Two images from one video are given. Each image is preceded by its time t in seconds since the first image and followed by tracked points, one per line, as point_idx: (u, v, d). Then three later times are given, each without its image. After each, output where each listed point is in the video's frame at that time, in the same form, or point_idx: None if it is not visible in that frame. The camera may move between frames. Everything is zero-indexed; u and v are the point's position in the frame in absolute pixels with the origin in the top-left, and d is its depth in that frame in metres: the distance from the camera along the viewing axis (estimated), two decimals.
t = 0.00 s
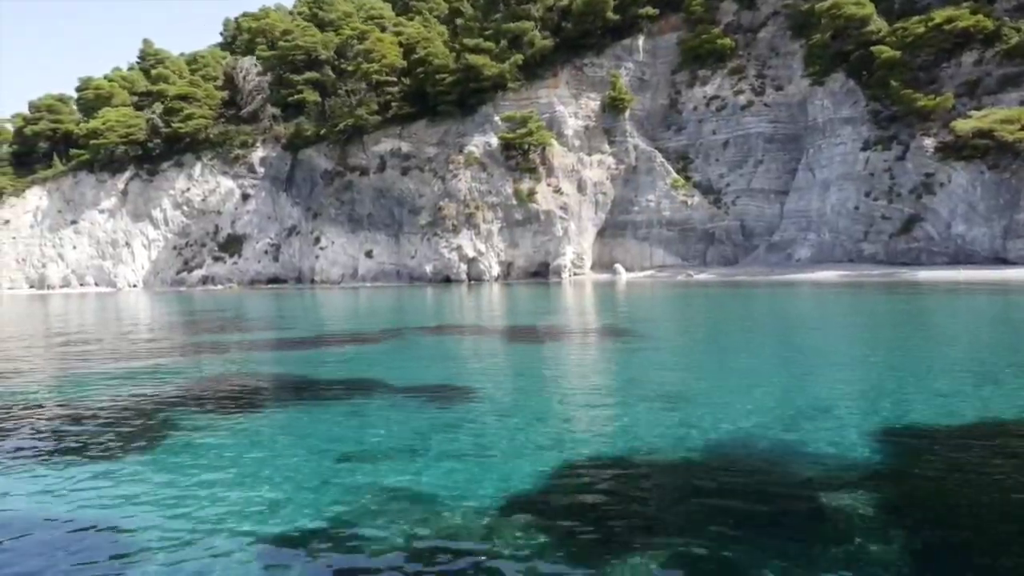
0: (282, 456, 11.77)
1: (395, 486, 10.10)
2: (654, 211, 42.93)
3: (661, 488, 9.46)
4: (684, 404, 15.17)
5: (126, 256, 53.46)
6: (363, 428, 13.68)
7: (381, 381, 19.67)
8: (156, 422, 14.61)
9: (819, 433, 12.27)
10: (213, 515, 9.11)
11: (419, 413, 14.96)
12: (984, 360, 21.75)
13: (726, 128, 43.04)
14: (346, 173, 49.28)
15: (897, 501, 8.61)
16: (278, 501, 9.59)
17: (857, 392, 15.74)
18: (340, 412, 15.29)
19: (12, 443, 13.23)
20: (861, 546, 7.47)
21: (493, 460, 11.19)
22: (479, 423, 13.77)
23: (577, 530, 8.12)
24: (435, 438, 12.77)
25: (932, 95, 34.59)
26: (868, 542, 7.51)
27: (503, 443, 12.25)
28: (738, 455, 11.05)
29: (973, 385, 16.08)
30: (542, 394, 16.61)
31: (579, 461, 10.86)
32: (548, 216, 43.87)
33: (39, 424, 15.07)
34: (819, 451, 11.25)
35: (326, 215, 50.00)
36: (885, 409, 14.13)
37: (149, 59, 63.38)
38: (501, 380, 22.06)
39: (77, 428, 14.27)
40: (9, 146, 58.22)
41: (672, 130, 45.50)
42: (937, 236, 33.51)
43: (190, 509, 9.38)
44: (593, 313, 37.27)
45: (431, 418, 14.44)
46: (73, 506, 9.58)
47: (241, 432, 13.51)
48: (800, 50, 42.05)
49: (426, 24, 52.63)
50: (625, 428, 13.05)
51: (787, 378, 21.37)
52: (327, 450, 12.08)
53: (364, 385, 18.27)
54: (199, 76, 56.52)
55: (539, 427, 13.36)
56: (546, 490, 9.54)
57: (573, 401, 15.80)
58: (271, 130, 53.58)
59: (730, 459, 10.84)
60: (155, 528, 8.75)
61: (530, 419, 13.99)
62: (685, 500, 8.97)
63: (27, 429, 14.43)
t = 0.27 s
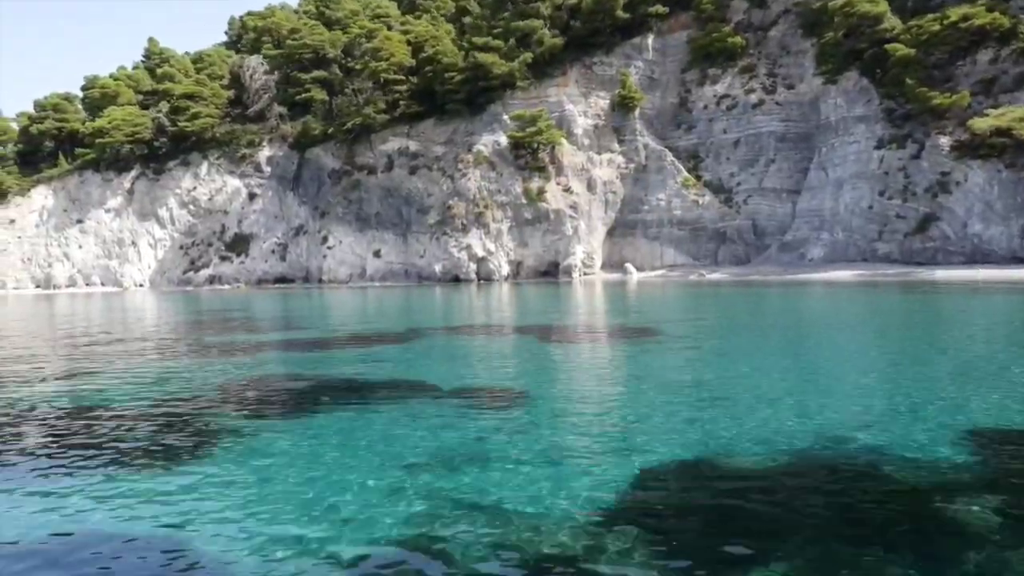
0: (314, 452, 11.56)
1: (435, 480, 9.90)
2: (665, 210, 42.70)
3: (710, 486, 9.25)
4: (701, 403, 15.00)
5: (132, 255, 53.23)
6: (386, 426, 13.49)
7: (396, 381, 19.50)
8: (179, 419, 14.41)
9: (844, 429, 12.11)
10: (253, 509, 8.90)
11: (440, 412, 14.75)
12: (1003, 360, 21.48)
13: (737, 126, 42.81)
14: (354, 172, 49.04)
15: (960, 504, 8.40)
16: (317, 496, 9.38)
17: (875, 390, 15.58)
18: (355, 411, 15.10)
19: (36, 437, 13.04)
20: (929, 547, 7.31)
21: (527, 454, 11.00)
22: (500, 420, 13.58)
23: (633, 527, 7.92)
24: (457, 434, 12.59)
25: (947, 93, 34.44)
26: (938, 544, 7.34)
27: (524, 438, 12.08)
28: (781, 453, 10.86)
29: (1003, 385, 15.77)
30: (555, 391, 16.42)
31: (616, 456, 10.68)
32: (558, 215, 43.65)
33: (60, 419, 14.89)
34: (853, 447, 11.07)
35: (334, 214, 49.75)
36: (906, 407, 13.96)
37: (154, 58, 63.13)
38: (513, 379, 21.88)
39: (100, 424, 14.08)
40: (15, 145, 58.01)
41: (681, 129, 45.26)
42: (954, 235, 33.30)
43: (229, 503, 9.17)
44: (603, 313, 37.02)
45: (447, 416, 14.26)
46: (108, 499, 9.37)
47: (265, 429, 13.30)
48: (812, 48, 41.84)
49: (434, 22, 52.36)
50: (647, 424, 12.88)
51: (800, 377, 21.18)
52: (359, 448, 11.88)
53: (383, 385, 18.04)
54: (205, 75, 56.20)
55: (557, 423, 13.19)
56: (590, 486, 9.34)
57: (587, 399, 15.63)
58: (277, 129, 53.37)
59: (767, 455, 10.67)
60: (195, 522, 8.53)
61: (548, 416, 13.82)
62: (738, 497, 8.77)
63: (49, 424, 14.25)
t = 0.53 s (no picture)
0: (359, 460, 11.33)
1: (492, 495, 9.67)
2: (678, 209, 42.47)
3: (778, 506, 9.01)
4: (730, 403, 14.83)
5: (139, 255, 52.94)
6: (421, 428, 13.27)
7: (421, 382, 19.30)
8: (211, 421, 14.16)
9: (888, 435, 11.95)
10: (311, 528, 8.65)
11: (473, 413, 14.52)
12: None
13: (750, 125, 42.56)
14: (363, 171, 48.74)
15: None
16: (374, 514, 9.13)
17: (907, 391, 15.39)
18: (384, 411, 14.90)
19: (69, 441, 12.80)
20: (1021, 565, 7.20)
21: (577, 464, 10.77)
22: (533, 422, 13.41)
23: (713, 555, 7.69)
24: (492, 438, 12.37)
25: (966, 92, 34.29)
26: None
27: (561, 444, 11.87)
28: (840, 461, 10.70)
29: None
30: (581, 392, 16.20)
31: (671, 470, 10.45)
32: (570, 215, 43.42)
33: (89, 421, 14.64)
34: (906, 455, 10.92)
35: (343, 213, 49.45)
36: (942, 407, 13.83)
37: (160, 57, 62.82)
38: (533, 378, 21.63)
39: (132, 427, 13.84)
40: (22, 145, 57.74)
41: (693, 128, 44.98)
42: (973, 235, 33.14)
43: (285, 520, 8.92)
44: (615, 313, 36.70)
45: (476, 417, 14.04)
46: (159, 515, 9.12)
47: (301, 432, 13.08)
48: (826, 47, 41.59)
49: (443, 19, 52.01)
50: (683, 430, 12.69)
51: (823, 377, 20.99)
52: (403, 453, 11.64)
53: (409, 384, 17.75)
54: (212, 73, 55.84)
55: (590, 427, 12.99)
56: (656, 506, 9.12)
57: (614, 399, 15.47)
58: (285, 128, 53.07)
59: (822, 466, 10.50)
60: (254, 544, 8.27)
61: (577, 419, 13.62)
62: (812, 518, 8.54)
63: (80, 427, 14.01)
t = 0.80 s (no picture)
0: (401, 460, 11.07)
1: (546, 495, 9.40)
2: (690, 209, 42.20)
3: (846, 507, 8.75)
4: (763, 403, 14.54)
5: (146, 255, 52.64)
6: (454, 428, 12.97)
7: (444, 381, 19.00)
8: (241, 420, 13.89)
9: (936, 432, 11.72)
10: (366, 530, 8.39)
11: (503, 412, 14.22)
12: None
13: (763, 124, 42.29)
14: (372, 171, 48.44)
15: None
16: (428, 515, 8.86)
17: (942, 391, 15.11)
18: (411, 411, 14.62)
19: (99, 440, 12.54)
20: None
21: (627, 464, 10.50)
22: (569, 422, 13.11)
23: (790, 560, 7.44)
24: (531, 438, 12.09)
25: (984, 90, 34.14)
26: None
27: (604, 443, 11.59)
28: (898, 460, 10.48)
29: None
30: (610, 393, 15.90)
31: (724, 471, 10.19)
32: (582, 214, 43.17)
33: (115, 420, 14.37)
34: (961, 455, 10.71)
35: (352, 213, 49.15)
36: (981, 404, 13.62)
37: (165, 55, 62.50)
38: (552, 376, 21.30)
39: (161, 426, 13.57)
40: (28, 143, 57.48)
41: (705, 126, 44.69)
42: (992, 234, 32.95)
43: (337, 522, 8.65)
44: (626, 313, 36.38)
45: (507, 418, 13.76)
46: (206, 517, 8.84)
47: (335, 432, 12.80)
48: (840, 45, 41.31)
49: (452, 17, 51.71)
50: (724, 429, 12.43)
51: (847, 377, 20.71)
52: (446, 452, 11.38)
53: (433, 384, 17.44)
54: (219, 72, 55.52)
55: (629, 426, 12.71)
56: (719, 506, 8.86)
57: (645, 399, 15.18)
58: (293, 126, 52.80)
59: (878, 465, 10.26)
60: (311, 547, 8.00)
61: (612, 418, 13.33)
62: (883, 521, 8.28)
63: (107, 426, 13.74)
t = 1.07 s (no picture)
0: (439, 460, 10.83)
1: (597, 497, 9.16)
2: (702, 208, 41.98)
3: (910, 512, 8.54)
4: (794, 403, 14.31)
5: (153, 255, 52.36)
6: (484, 427, 12.72)
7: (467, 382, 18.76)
8: (268, 420, 13.64)
9: (979, 435, 11.52)
10: (431, 528, 8.29)
11: (531, 410, 13.97)
12: None
13: (775, 123, 42.08)
14: (381, 170, 48.22)
15: None
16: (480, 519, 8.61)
17: (977, 391, 14.95)
18: (436, 409, 14.36)
19: (127, 440, 12.29)
20: None
21: (672, 466, 10.26)
22: (602, 421, 12.87)
23: (865, 567, 7.21)
24: (566, 438, 11.84)
25: (1000, 88, 34.16)
26: None
27: (644, 443, 11.40)
28: (955, 461, 10.34)
29: None
30: (636, 391, 15.64)
31: (775, 471, 10.03)
32: (592, 213, 42.93)
33: (139, 419, 14.13)
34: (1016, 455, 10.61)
35: (360, 212, 48.93)
36: (1016, 403, 13.48)
37: (170, 54, 62.20)
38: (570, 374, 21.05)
39: (187, 425, 13.32)
40: (33, 142, 57.24)
41: (716, 125, 44.47)
42: (1010, 233, 32.90)
43: (388, 525, 8.40)
44: (638, 313, 36.12)
45: (536, 416, 13.51)
46: (251, 518, 8.58)
47: (366, 432, 12.53)
48: (852, 43, 41.11)
49: (461, 15, 51.48)
50: (761, 430, 12.19)
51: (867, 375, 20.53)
52: (484, 452, 11.15)
53: (456, 384, 17.14)
54: (226, 71, 55.25)
55: (663, 426, 12.47)
56: (779, 510, 8.62)
57: (671, 398, 14.91)
58: (300, 126, 52.64)
59: (930, 469, 10.06)
60: (366, 551, 7.74)
61: (645, 417, 13.10)
62: (952, 528, 8.07)
63: (132, 425, 13.48)
